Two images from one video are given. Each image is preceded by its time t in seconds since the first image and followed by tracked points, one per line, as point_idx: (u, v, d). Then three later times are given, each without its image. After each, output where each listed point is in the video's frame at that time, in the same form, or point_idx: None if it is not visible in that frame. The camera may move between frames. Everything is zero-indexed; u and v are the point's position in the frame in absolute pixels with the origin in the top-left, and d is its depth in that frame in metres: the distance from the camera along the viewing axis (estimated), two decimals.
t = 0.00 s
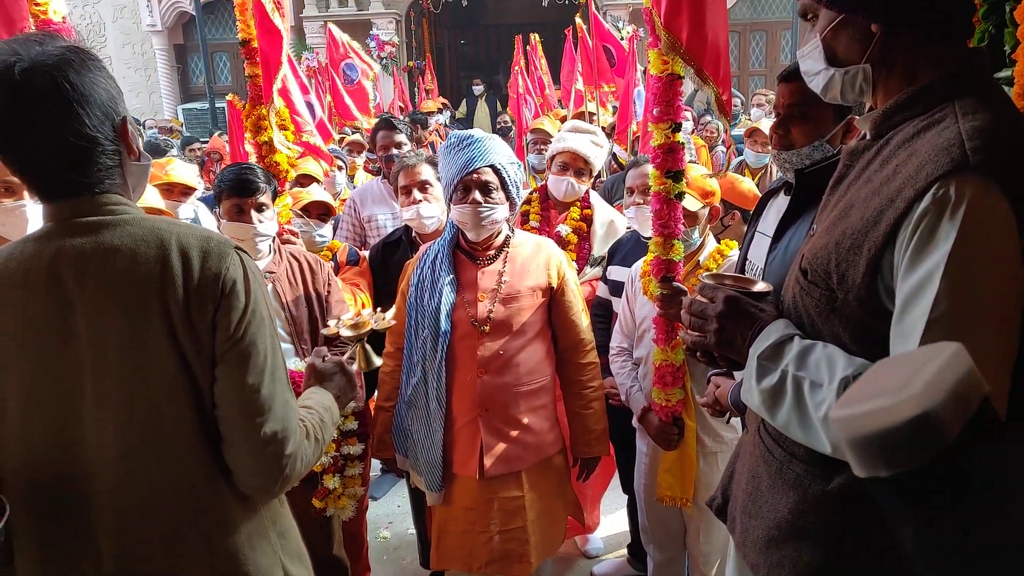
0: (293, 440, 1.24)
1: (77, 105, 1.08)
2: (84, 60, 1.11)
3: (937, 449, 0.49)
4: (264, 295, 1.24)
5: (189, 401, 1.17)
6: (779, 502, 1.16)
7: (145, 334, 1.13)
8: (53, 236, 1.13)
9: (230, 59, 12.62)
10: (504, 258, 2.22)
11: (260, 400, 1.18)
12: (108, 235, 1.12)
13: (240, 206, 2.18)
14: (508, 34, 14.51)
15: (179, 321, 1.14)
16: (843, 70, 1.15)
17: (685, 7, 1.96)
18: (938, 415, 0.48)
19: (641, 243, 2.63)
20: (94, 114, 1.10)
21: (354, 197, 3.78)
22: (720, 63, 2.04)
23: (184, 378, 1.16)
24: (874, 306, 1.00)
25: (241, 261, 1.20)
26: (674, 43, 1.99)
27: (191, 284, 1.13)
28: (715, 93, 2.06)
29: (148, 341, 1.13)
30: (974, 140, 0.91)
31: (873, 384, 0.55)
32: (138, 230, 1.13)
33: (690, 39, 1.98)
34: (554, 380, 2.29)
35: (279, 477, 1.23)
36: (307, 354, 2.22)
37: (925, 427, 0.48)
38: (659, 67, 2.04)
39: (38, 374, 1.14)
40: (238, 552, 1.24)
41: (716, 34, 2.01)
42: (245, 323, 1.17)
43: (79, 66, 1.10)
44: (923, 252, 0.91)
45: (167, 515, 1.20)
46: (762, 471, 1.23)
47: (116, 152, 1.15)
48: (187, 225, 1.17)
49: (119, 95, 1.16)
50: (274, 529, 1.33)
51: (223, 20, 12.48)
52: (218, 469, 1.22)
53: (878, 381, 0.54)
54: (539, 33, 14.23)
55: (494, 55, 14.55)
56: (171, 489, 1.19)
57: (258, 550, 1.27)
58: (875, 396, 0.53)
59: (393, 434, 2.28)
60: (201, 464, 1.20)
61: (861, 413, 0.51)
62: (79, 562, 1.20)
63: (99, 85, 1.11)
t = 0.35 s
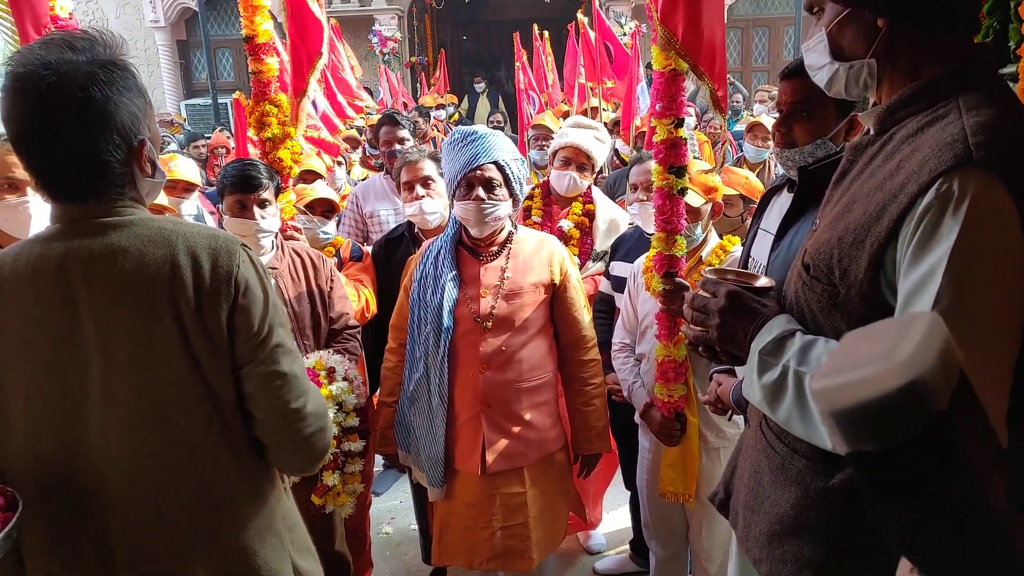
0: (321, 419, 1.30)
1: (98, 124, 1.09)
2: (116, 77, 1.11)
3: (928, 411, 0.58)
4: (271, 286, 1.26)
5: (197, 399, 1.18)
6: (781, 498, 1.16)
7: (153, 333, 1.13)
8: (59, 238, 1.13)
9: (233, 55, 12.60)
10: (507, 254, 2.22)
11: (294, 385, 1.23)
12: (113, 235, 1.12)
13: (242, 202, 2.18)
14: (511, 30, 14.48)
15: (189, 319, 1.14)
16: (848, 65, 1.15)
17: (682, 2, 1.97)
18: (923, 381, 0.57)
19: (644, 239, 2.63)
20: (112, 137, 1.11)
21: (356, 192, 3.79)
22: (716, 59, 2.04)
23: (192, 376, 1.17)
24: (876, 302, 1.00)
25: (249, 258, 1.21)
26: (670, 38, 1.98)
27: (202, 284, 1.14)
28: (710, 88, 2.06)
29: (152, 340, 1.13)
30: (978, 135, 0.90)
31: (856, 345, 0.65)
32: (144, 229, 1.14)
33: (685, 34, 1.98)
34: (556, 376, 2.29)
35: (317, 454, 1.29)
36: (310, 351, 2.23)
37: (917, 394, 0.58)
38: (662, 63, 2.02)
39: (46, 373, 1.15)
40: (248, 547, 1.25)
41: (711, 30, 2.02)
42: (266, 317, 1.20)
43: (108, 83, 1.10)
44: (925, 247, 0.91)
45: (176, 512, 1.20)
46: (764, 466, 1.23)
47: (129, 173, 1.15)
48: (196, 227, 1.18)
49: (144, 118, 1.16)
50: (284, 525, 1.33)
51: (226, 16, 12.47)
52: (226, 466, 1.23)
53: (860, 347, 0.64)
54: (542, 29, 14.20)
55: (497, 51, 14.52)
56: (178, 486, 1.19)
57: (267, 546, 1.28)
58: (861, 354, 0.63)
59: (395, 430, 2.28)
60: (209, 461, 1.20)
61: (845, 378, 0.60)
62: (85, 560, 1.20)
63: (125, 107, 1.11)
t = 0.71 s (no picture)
0: (316, 346, 1.36)
1: (102, 129, 1.10)
2: (128, 85, 1.12)
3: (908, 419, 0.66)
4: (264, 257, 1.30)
5: (199, 398, 1.18)
6: (783, 498, 1.16)
7: (155, 333, 1.14)
8: (59, 240, 1.14)
9: (235, 55, 12.61)
10: (509, 254, 2.23)
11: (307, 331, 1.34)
12: (113, 236, 1.13)
13: (245, 202, 2.18)
14: (513, 30, 14.48)
15: (189, 317, 1.16)
16: (850, 64, 1.14)
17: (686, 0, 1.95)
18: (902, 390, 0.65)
19: (646, 239, 2.63)
20: (113, 144, 1.12)
21: (358, 192, 3.80)
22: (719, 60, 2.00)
23: (193, 376, 1.17)
24: (877, 302, 1.00)
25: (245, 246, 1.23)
26: (675, 38, 1.99)
27: (208, 281, 1.16)
28: (714, 90, 2.00)
29: (152, 341, 1.14)
30: (978, 135, 0.90)
31: (819, 360, 0.69)
32: (144, 229, 1.15)
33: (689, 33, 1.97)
34: (558, 376, 2.29)
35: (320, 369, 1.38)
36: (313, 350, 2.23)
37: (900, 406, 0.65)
38: (665, 63, 2.04)
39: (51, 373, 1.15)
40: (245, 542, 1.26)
41: (715, 29, 1.99)
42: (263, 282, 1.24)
43: (119, 90, 1.11)
44: (925, 248, 0.91)
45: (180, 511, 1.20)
46: (766, 466, 1.23)
47: (128, 181, 1.16)
48: (196, 224, 1.20)
49: (152, 128, 1.17)
50: (283, 505, 1.35)
51: (228, 16, 12.49)
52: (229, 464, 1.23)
53: (820, 363, 0.69)
54: (543, 29, 14.19)
55: (499, 51, 14.53)
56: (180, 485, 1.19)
57: (262, 538, 1.29)
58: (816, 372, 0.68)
59: (397, 430, 2.29)
60: (211, 459, 1.21)
61: (826, 401, 0.65)
62: (87, 561, 1.19)
63: (131, 116, 1.12)
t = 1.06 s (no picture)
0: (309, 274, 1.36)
1: (96, 132, 1.10)
2: (122, 88, 1.12)
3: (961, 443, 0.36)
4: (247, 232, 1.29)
5: (194, 404, 1.17)
6: (785, 505, 1.16)
7: (149, 337, 1.13)
8: (55, 245, 1.12)
9: (237, 60, 12.66)
10: (509, 259, 2.23)
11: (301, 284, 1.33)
12: (108, 239, 1.11)
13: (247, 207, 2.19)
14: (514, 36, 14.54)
15: (181, 318, 1.14)
16: (850, 67, 1.16)
17: (688, 8, 1.96)
18: (952, 395, 0.33)
19: (647, 244, 2.63)
20: (108, 147, 1.12)
21: (359, 197, 3.81)
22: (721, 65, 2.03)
23: (188, 380, 1.16)
24: (878, 308, 1.01)
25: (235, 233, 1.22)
26: (677, 45, 1.99)
27: (205, 277, 1.15)
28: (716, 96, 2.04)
29: (150, 346, 1.13)
30: (979, 143, 0.91)
31: (828, 347, 0.35)
32: (138, 232, 1.13)
33: (692, 40, 1.98)
34: (559, 382, 2.29)
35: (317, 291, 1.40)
36: (314, 355, 2.23)
37: (955, 436, 0.35)
38: (665, 70, 2.05)
39: (47, 377, 1.14)
40: (247, 537, 1.29)
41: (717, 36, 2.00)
42: (257, 252, 1.23)
43: (113, 93, 1.11)
44: (927, 256, 0.91)
45: (181, 513, 1.20)
46: (768, 474, 1.23)
47: (124, 184, 1.16)
48: (187, 223, 1.18)
49: (146, 130, 1.17)
50: (279, 493, 1.38)
51: (230, 22, 12.56)
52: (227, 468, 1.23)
53: (836, 350, 0.35)
54: (544, 35, 14.25)
55: (500, 56, 14.59)
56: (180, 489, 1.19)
57: (262, 530, 1.31)
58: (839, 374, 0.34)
59: (398, 435, 2.29)
60: (213, 453, 1.22)
61: (875, 397, 0.31)
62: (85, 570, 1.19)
63: (126, 118, 1.13)
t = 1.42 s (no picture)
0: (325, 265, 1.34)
1: (105, 138, 1.11)
2: (125, 93, 1.14)
3: None
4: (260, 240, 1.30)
5: (208, 413, 1.17)
6: (807, 519, 1.15)
7: (165, 348, 1.14)
8: (70, 259, 1.13)
9: (252, 64, 12.78)
10: (524, 266, 2.22)
11: (319, 279, 1.32)
12: (120, 252, 1.12)
13: (263, 214, 2.20)
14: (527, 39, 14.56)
15: (197, 329, 1.15)
16: (870, 68, 1.15)
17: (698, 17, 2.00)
18: None
19: (661, 251, 2.61)
20: (119, 151, 1.13)
21: (373, 202, 3.82)
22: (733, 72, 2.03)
23: (202, 389, 1.16)
24: (903, 320, 0.99)
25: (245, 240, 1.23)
26: (687, 52, 2.00)
27: (216, 285, 1.16)
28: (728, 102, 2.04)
29: (163, 357, 1.14)
30: (1009, 153, 0.88)
31: (901, 393, 0.36)
32: (150, 244, 1.14)
33: (702, 48, 1.99)
34: (574, 390, 2.28)
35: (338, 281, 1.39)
36: (329, 361, 2.24)
37: None
38: (682, 74, 2.02)
39: (61, 388, 1.13)
40: (264, 543, 1.28)
41: (729, 43, 2.02)
42: (267, 255, 1.23)
43: (117, 98, 1.13)
44: (954, 269, 0.90)
45: (197, 523, 1.20)
46: (790, 487, 1.21)
47: (138, 188, 1.17)
48: (196, 235, 1.19)
49: (153, 134, 1.18)
50: (295, 498, 1.38)
51: (246, 27, 12.69)
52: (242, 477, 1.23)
53: (904, 394, 0.36)
54: (557, 38, 14.26)
55: (513, 60, 14.62)
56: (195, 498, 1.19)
57: (279, 535, 1.31)
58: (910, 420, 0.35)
59: (413, 442, 2.29)
60: (229, 461, 1.22)
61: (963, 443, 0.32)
62: None
63: (133, 122, 1.14)
